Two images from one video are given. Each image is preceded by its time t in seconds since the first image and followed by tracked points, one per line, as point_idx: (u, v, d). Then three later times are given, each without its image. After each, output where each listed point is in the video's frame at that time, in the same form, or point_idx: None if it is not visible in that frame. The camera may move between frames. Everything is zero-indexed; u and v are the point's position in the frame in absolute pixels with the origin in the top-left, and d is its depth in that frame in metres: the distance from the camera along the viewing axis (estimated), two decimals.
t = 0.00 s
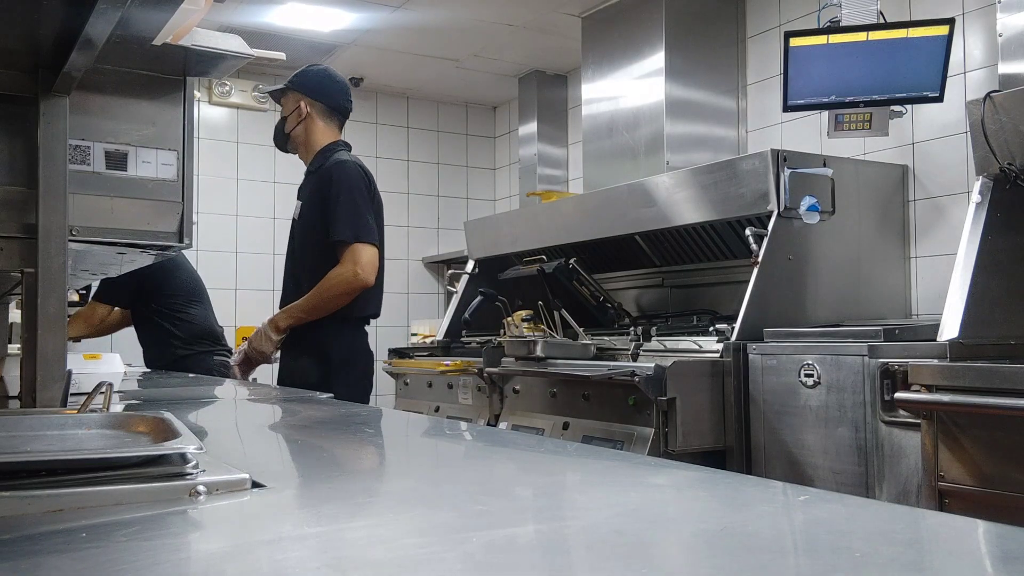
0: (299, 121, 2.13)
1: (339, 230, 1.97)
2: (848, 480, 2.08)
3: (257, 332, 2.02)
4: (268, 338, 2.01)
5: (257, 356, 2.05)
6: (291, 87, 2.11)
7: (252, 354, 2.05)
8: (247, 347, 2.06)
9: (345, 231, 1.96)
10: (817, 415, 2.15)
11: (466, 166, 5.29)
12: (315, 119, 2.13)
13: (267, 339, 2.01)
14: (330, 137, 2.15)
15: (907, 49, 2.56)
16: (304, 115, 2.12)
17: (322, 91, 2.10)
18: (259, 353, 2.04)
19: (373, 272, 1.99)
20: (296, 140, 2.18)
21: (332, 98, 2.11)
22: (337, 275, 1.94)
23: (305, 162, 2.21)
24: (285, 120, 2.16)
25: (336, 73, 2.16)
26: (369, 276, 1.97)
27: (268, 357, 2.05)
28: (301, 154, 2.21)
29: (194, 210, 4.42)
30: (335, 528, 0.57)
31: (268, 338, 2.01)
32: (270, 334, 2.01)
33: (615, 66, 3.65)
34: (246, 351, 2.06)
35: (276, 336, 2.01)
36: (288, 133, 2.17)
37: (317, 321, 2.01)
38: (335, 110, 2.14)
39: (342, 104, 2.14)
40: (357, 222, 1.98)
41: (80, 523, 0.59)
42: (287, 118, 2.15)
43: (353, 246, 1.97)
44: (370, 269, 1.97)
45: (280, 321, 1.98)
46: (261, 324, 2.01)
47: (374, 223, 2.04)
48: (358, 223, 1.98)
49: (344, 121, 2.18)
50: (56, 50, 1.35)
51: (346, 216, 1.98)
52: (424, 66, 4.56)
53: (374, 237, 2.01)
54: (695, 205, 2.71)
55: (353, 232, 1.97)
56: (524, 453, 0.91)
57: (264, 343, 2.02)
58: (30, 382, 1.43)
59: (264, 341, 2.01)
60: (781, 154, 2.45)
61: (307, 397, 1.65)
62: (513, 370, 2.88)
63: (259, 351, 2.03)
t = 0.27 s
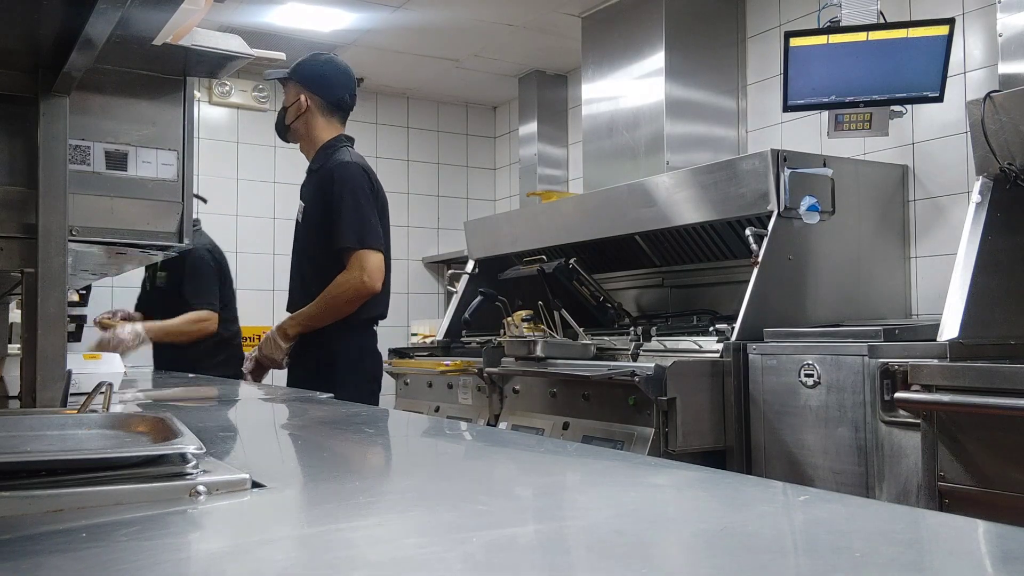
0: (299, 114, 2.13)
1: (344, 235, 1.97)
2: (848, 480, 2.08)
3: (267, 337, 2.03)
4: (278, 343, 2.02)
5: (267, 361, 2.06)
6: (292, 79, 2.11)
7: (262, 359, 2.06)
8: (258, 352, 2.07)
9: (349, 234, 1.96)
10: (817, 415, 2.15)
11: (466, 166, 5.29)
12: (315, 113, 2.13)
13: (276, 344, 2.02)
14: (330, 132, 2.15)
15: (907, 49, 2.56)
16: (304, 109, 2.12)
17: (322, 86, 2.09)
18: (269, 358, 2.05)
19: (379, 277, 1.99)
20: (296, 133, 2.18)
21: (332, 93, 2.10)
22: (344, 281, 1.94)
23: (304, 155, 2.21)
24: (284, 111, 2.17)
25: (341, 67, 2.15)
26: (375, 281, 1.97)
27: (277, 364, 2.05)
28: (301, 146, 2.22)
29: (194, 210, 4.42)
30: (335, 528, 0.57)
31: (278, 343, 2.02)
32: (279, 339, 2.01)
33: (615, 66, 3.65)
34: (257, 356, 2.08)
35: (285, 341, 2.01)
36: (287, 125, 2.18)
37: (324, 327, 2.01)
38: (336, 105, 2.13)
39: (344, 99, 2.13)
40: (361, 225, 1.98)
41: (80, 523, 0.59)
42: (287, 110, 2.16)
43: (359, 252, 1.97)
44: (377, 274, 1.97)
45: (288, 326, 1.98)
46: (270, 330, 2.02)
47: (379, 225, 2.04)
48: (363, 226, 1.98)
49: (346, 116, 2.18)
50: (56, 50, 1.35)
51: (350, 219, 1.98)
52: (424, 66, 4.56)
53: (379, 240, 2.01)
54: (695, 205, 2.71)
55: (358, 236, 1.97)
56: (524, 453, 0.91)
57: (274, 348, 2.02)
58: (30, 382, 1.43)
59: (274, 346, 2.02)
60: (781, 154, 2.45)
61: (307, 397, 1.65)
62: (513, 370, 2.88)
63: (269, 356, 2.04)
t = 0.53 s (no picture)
0: (302, 113, 2.13)
1: (336, 239, 1.97)
2: (848, 480, 2.08)
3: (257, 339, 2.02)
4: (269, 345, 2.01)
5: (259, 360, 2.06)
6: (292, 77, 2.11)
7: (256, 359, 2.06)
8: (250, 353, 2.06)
9: (341, 238, 1.96)
10: (817, 415, 2.15)
11: (466, 166, 5.29)
12: (319, 112, 2.13)
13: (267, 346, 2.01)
14: (334, 131, 2.15)
15: (907, 49, 2.56)
16: (307, 108, 2.12)
17: (325, 84, 2.09)
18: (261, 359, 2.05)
19: (371, 279, 1.99)
20: (299, 132, 2.18)
21: (334, 91, 2.10)
22: (336, 282, 1.94)
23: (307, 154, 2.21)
24: (287, 110, 2.17)
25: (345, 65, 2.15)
26: (367, 283, 1.97)
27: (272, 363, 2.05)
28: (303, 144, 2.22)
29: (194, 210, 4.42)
30: (335, 528, 0.57)
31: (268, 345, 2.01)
32: (271, 342, 2.00)
33: (615, 66, 3.65)
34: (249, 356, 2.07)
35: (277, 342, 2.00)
36: (290, 124, 2.18)
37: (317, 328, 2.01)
38: (339, 103, 2.13)
39: (348, 98, 2.14)
40: (354, 230, 1.98)
41: (79, 523, 0.59)
42: (290, 108, 2.16)
43: (351, 255, 1.96)
44: (368, 277, 1.96)
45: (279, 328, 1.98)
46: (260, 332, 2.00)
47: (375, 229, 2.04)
48: (356, 230, 1.98)
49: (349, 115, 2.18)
50: (56, 50, 1.35)
51: (343, 222, 1.98)
52: (424, 66, 4.56)
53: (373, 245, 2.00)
54: (694, 205, 2.71)
55: (350, 239, 1.97)
56: (524, 453, 0.91)
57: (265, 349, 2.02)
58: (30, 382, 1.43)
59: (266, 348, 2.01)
60: (781, 154, 2.45)
61: (306, 397, 1.65)
62: (513, 370, 2.88)
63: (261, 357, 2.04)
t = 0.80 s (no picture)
0: (309, 114, 2.13)
1: (336, 238, 1.97)
2: (848, 480, 2.08)
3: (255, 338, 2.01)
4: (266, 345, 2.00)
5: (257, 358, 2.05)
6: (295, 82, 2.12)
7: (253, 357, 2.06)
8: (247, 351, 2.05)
9: (341, 238, 1.96)
10: (817, 415, 2.15)
11: (466, 166, 5.29)
12: (325, 111, 2.13)
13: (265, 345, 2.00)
14: (342, 130, 2.15)
15: (907, 49, 2.56)
16: (314, 109, 2.12)
17: (330, 82, 2.10)
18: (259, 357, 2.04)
19: (372, 280, 1.99)
20: (306, 136, 2.18)
21: (340, 90, 2.11)
22: (336, 282, 1.94)
23: (314, 158, 2.20)
24: (294, 114, 2.17)
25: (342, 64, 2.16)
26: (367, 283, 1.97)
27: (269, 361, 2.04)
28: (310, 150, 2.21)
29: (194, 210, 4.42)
30: (334, 528, 0.57)
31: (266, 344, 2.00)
32: (269, 342, 1.99)
33: (615, 66, 3.65)
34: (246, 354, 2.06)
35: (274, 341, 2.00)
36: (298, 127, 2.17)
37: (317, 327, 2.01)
38: (344, 101, 2.14)
39: (352, 95, 2.15)
40: (354, 230, 1.98)
41: (79, 523, 0.59)
42: (297, 112, 2.15)
43: (352, 255, 1.97)
44: (369, 277, 1.97)
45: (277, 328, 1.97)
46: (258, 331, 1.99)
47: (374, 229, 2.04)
48: (356, 230, 1.98)
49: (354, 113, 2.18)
50: (55, 50, 1.35)
51: (343, 222, 1.98)
52: (425, 66, 4.56)
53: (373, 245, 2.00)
54: (694, 205, 2.71)
55: (350, 239, 1.97)
56: (524, 453, 0.91)
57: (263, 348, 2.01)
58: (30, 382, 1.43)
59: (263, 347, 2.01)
60: (781, 154, 2.45)
61: (306, 397, 1.65)
62: (513, 370, 2.88)
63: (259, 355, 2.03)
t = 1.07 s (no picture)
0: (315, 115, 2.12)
1: (342, 239, 1.97)
2: (848, 480, 2.08)
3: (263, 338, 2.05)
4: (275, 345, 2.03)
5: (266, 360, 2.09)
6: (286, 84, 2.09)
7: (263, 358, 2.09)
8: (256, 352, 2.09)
9: (346, 238, 1.96)
10: (817, 415, 2.15)
11: (466, 166, 5.29)
12: (330, 110, 2.13)
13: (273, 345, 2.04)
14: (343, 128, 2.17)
15: (907, 49, 2.56)
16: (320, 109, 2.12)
17: (332, 81, 2.12)
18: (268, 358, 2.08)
19: (377, 280, 1.99)
20: (307, 138, 2.15)
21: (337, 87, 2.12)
22: (341, 281, 1.94)
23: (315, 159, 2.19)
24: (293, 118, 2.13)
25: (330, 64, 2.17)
26: (373, 282, 1.97)
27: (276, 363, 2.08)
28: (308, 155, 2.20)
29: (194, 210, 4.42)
30: (334, 528, 0.57)
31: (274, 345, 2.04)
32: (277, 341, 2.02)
33: (615, 66, 3.65)
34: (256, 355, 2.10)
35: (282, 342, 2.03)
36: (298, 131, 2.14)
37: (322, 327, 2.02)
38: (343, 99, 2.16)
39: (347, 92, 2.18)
40: (359, 229, 1.98)
41: (79, 523, 0.60)
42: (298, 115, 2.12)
43: (357, 253, 1.97)
44: (374, 277, 1.96)
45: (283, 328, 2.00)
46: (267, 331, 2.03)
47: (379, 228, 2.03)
48: (361, 229, 1.97)
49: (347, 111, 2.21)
50: (55, 50, 1.35)
51: (348, 222, 1.98)
52: (425, 66, 4.56)
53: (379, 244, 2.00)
54: (694, 205, 2.71)
55: (355, 239, 1.97)
56: (524, 453, 0.91)
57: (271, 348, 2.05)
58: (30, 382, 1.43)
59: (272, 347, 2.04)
60: (781, 154, 2.45)
61: (307, 397, 1.65)
62: (513, 370, 2.88)
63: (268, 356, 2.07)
